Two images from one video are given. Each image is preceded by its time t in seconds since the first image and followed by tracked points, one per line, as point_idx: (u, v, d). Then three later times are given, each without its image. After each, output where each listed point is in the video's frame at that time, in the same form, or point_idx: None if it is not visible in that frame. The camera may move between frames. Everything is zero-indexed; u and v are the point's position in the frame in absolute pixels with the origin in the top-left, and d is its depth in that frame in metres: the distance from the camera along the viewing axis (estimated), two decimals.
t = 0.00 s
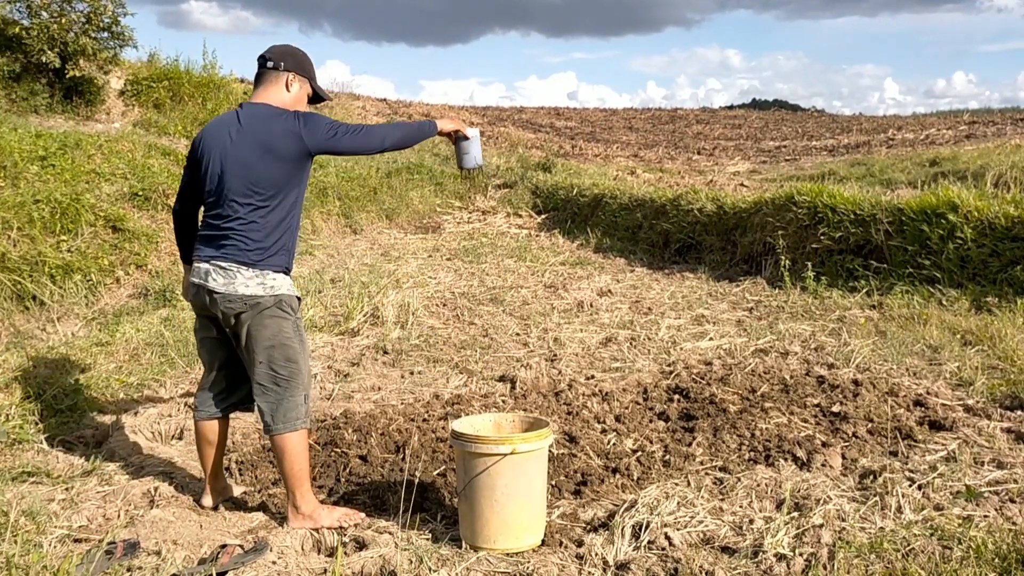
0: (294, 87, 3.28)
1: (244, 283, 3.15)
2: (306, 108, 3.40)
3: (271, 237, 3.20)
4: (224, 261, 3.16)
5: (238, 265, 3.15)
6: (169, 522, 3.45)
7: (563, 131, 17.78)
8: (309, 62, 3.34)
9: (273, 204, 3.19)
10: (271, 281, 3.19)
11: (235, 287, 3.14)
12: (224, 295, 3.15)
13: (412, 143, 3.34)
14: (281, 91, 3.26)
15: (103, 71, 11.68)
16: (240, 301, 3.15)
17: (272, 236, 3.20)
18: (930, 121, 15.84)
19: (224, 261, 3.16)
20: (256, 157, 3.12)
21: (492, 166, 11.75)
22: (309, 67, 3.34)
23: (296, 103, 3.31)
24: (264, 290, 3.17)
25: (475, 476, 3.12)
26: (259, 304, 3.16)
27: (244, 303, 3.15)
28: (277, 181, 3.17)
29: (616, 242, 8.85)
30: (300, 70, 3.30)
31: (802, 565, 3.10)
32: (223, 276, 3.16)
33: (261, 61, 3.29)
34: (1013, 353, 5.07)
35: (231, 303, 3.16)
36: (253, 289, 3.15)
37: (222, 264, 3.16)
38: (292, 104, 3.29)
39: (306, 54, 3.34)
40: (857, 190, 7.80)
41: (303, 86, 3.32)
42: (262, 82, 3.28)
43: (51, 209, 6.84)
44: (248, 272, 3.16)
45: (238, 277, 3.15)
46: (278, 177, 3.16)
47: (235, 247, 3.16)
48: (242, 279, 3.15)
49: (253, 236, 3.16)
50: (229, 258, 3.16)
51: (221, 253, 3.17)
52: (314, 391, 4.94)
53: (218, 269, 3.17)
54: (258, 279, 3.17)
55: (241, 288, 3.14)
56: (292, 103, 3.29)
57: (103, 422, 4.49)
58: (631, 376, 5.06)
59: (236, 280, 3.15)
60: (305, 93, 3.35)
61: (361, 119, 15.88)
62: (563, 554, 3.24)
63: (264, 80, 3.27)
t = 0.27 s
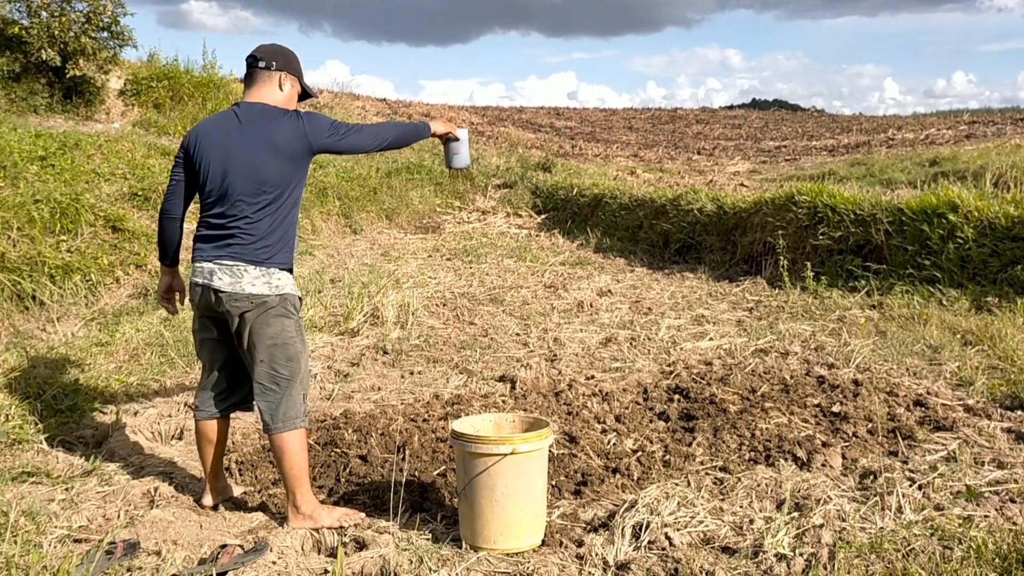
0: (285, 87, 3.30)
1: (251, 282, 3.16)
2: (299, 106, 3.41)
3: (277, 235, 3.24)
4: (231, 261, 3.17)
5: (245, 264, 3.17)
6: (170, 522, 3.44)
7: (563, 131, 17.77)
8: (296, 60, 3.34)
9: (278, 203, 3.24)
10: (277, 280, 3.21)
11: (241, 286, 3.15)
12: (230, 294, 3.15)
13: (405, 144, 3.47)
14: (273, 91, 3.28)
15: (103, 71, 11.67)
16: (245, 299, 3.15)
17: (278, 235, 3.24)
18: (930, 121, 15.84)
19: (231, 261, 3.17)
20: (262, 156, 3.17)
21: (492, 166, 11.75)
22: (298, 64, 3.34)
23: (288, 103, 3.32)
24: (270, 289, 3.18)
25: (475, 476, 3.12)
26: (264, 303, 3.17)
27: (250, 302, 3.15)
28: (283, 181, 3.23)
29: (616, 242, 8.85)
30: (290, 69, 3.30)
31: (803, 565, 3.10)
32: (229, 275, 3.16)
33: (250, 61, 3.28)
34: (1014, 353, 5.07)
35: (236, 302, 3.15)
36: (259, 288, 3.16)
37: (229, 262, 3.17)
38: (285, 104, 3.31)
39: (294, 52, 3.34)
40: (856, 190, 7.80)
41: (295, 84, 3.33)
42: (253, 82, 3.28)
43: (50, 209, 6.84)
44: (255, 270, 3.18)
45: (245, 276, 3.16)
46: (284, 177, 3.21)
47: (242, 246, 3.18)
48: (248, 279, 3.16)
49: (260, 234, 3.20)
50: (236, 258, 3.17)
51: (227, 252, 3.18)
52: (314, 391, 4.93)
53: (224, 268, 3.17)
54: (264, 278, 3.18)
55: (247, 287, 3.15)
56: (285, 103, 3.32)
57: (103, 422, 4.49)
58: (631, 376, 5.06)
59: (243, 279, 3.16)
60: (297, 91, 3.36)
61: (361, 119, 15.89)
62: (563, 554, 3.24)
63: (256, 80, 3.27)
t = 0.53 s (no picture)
0: (284, 88, 3.33)
1: (256, 282, 3.17)
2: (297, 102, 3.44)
3: (282, 235, 3.26)
4: (237, 261, 3.18)
5: (250, 265, 3.18)
6: (171, 523, 3.45)
7: (563, 132, 17.78)
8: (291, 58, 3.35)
9: (283, 203, 3.26)
10: (281, 281, 3.23)
11: (246, 287, 3.16)
12: (234, 294, 3.15)
13: (401, 149, 3.57)
14: (272, 92, 3.30)
15: (103, 72, 11.67)
16: (250, 300, 3.16)
17: (283, 234, 3.26)
18: (929, 121, 15.85)
19: (236, 261, 3.18)
20: (267, 156, 3.19)
21: (492, 166, 11.75)
22: (293, 62, 3.35)
23: (288, 102, 3.36)
24: (274, 289, 3.20)
25: (476, 476, 3.12)
26: (268, 304, 3.18)
27: (254, 303, 3.16)
28: (288, 182, 3.25)
29: (616, 243, 8.85)
30: (286, 68, 3.32)
31: (803, 565, 3.10)
32: (234, 275, 3.16)
33: (245, 63, 3.29)
34: (1013, 354, 5.07)
35: (240, 303, 3.16)
36: (263, 289, 3.18)
37: (234, 262, 3.18)
38: (285, 103, 3.34)
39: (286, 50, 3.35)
40: (856, 190, 7.81)
41: (292, 83, 3.35)
42: (251, 83, 3.30)
43: (51, 210, 6.85)
44: (260, 271, 3.19)
45: (250, 277, 3.17)
46: (289, 176, 3.24)
47: (248, 246, 3.19)
48: (253, 279, 3.17)
49: (266, 234, 3.21)
50: (241, 258, 3.18)
51: (232, 252, 3.19)
52: (314, 392, 4.94)
53: (229, 269, 3.17)
54: (268, 279, 3.20)
55: (252, 288, 3.16)
56: (285, 103, 3.35)
57: (104, 423, 4.50)
58: (631, 376, 5.07)
59: (248, 279, 3.17)
60: (294, 89, 3.38)
61: (361, 119, 15.90)
62: (564, 555, 3.24)
63: (253, 82, 3.29)
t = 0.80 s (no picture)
0: (283, 90, 3.36)
1: (258, 284, 3.18)
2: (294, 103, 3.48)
3: (284, 237, 3.27)
4: (239, 263, 3.18)
5: (253, 267, 3.19)
6: (172, 524, 3.45)
7: (563, 133, 17.79)
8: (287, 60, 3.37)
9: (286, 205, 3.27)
10: (283, 283, 3.24)
11: (248, 289, 3.17)
12: (237, 296, 3.16)
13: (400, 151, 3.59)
14: (271, 95, 3.33)
15: (102, 74, 11.68)
16: (252, 302, 3.17)
17: (285, 236, 3.27)
18: (929, 122, 15.86)
19: (239, 263, 3.18)
20: (269, 159, 3.21)
21: (492, 167, 11.76)
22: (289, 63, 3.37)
23: (287, 105, 3.39)
24: (276, 291, 3.21)
25: (476, 477, 3.13)
26: (270, 305, 3.19)
27: (255, 304, 3.17)
28: (290, 184, 3.26)
29: (616, 244, 8.86)
30: (283, 70, 3.34)
31: (803, 566, 3.11)
32: (237, 277, 3.17)
33: (242, 67, 3.30)
34: (1012, 354, 5.08)
35: (243, 305, 3.17)
36: (266, 291, 3.19)
37: (237, 264, 3.18)
38: (284, 106, 3.38)
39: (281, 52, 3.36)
40: (856, 191, 7.82)
41: (290, 84, 3.39)
42: (250, 87, 3.32)
43: (51, 212, 6.85)
44: (262, 272, 3.20)
45: (252, 279, 3.18)
46: (291, 177, 3.25)
47: (251, 248, 3.20)
48: (255, 281, 3.18)
49: (269, 236, 3.22)
50: (244, 260, 3.19)
51: (235, 254, 3.19)
52: (315, 393, 4.95)
53: (232, 271, 3.18)
54: (271, 281, 3.21)
55: (254, 290, 3.17)
56: (284, 105, 3.38)
57: (104, 425, 4.50)
58: (631, 378, 5.07)
59: (250, 281, 3.17)
60: (292, 90, 3.42)
61: (361, 121, 15.91)
62: (564, 556, 3.25)
63: (253, 85, 3.31)
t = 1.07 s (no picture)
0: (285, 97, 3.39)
1: (261, 286, 3.19)
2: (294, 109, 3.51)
3: (286, 239, 3.28)
4: (242, 265, 3.20)
5: (256, 269, 3.20)
6: (175, 527, 3.46)
7: (564, 135, 17.80)
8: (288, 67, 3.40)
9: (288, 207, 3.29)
10: (284, 284, 3.25)
11: (250, 290, 3.17)
12: (239, 298, 3.17)
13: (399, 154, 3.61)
14: (273, 101, 3.35)
15: (104, 78, 11.70)
16: (254, 304, 3.18)
17: (287, 239, 3.29)
18: (930, 122, 15.87)
19: (242, 265, 3.20)
20: (272, 162, 3.24)
21: (493, 169, 11.77)
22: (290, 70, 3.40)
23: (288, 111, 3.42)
24: (278, 293, 3.22)
25: (479, 479, 3.14)
26: (272, 307, 3.20)
27: (257, 306, 3.18)
28: (292, 186, 3.28)
29: (617, 245, 8.87)
30: (285, 77, 3.37)
31: (805, 566, 3.11)
32: (240, 279, 3.18)
33: (245, 73, 3.32)
34: (1014, 354, 5.08)
35: (245, 306, 3.18)
36: (268, 293, 3.20)
37: (240, 265, 3.20)
38: (286, 112, 3.41)
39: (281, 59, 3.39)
40: (857, 192, 7.83)
41: (291, 91, 3.42)
42: (252, 93, 3.34)
43: (54, 216, 6.87)
44: (265, 274, 3.21)
45: (255, 280, 3.19)
46: (293, 180, 3.28)
47: (254, 249, 3.21)
48: (258, 283, 3.19)
49: (271, 237, 3.24)
50: (247, 262, 3.20)
51: (238, 256, 3.21)
52: (317, 395, 4.96)
53: (234, 272, 3.19)
54: (273, 282, 3.22)
55: (257, 292, 3.18)
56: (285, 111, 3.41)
57: (108, 428, 4.51)
58: (633, 379, 5.08)
59: (253, 282, 3.19)
60: (293, 96, 3.45)
61: (362, 123, 15.93)
62: (567, 557, 3.25)
63: (255, 92, 3.33)
